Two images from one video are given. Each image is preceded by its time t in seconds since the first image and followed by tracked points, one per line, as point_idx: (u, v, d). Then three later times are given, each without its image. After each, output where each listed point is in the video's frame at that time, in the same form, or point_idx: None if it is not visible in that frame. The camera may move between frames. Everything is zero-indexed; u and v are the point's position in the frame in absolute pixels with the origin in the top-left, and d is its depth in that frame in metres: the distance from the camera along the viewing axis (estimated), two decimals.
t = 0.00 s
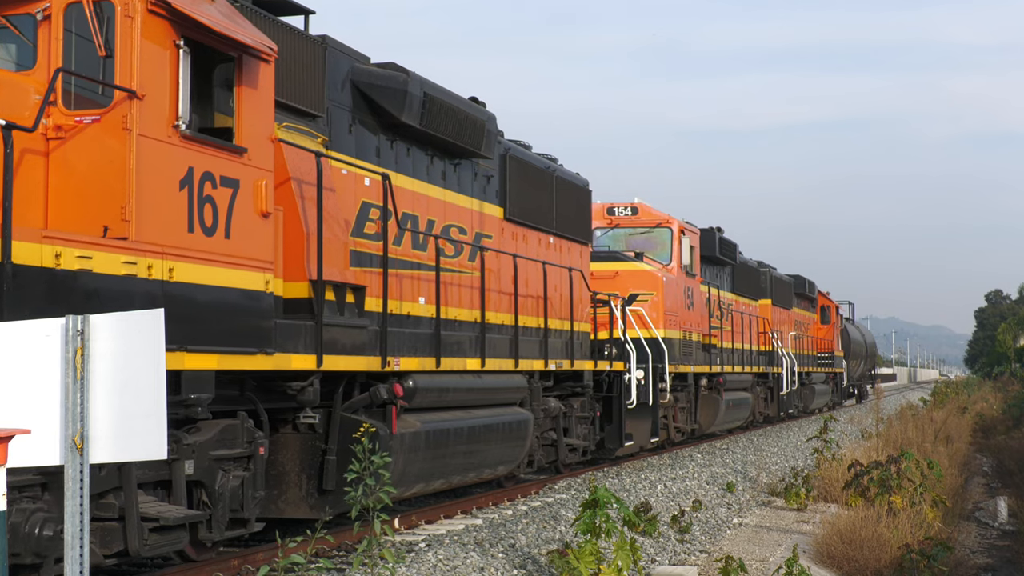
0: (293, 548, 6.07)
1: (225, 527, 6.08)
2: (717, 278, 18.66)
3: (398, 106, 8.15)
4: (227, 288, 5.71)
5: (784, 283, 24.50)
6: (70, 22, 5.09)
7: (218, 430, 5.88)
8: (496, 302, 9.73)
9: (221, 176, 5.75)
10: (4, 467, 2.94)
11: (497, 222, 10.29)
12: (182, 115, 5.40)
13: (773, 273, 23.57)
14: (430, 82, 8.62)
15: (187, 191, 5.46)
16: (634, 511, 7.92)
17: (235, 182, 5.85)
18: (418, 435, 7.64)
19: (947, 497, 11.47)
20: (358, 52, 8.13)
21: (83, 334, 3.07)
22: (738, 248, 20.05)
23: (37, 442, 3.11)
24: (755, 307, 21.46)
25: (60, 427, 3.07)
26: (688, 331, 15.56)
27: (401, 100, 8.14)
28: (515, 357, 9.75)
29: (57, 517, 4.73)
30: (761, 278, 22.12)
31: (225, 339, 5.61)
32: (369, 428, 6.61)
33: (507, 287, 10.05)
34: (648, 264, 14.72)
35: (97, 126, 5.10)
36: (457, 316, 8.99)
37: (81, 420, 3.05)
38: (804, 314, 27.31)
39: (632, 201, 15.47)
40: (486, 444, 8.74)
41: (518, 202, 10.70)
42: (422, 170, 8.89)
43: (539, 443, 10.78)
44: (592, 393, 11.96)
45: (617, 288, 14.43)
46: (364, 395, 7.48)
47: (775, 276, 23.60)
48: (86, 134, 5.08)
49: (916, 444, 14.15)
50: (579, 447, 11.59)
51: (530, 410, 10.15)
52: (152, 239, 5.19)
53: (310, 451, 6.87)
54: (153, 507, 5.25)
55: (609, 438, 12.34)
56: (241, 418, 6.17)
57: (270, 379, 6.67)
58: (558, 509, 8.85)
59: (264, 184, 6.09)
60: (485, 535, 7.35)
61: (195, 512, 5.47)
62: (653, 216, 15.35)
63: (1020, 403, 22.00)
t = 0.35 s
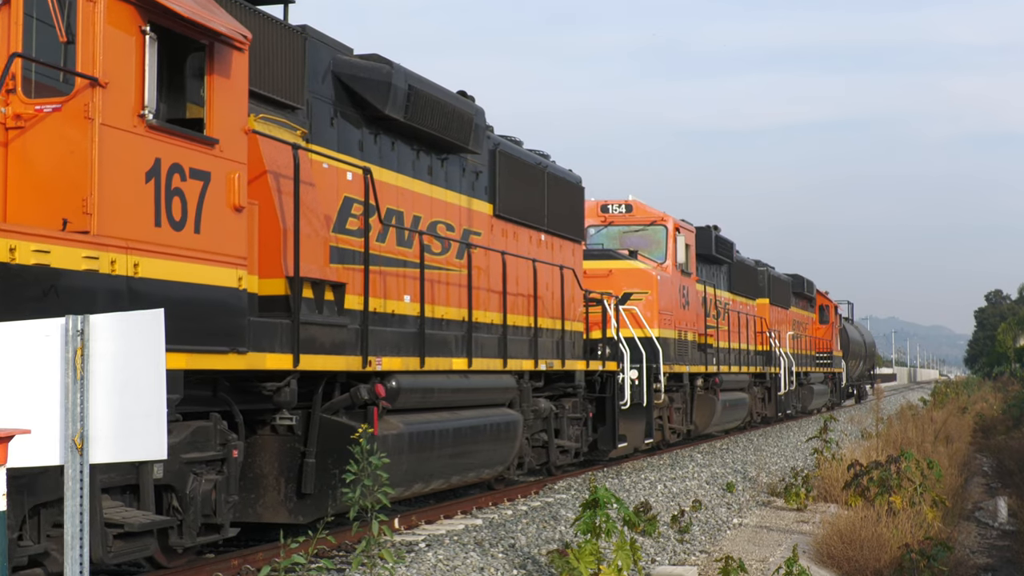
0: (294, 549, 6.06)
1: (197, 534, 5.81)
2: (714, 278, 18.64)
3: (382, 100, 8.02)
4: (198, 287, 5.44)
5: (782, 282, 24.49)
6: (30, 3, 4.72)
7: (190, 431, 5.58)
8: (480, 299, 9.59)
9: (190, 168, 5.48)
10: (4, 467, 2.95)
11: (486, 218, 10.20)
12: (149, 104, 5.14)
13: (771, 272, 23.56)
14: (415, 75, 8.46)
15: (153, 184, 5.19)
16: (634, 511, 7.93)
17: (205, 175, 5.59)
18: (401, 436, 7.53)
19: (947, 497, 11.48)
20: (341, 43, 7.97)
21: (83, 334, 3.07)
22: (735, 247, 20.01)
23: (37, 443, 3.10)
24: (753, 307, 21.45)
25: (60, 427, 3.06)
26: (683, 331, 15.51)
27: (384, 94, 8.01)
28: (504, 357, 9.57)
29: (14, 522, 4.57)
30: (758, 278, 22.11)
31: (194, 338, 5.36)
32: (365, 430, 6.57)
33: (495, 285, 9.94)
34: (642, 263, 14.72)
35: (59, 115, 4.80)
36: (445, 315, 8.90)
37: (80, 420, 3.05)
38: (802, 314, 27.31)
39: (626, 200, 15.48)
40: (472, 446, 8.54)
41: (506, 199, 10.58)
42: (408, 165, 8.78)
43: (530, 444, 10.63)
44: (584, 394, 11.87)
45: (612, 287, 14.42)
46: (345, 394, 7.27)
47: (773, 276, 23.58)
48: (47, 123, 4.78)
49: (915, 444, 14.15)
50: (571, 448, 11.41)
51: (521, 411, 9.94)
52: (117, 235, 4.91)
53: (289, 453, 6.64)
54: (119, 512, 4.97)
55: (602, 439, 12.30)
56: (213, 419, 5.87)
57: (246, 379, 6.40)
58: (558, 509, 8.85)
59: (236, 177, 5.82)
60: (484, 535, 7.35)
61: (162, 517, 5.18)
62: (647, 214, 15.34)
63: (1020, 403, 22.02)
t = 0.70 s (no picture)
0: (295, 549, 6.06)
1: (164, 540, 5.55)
2: (710, 276, 18.59)
3: (363, 91, 7.78)
4: (162, 284, 5.27)
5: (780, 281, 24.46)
6: None
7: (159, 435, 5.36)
8: (465, 296, 9.33)
9: (155, 159, 5.28)
10: (4, 466, 2.95)
11: (473, 215, 9.91)
12: (108, 92, 4.96)
13: (769, 271, 23.52)
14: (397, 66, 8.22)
15: (113, 175, 5.02)
16: (634, 511, 7.93)
17: (172, 166, 5.39)
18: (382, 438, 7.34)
19: (948, 497, 11.48)
20: (319, 33, 7.78)
21: (83, 334, 3.07)
22: (731, 245, 19.94)
23: (37, 443, 3.10)
24: (750, 307, 21.42)
25: (60, 427, 3.06)
26: (678, 330, 15.41)
27: (365, 85, 7.78)
28: (490, 355, 9.37)
29: None
30: (756, 277, 22.07)
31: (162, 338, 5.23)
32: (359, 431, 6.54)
33: (481, 283, 9.66)
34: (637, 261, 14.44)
35: (11, 102, 4.68)
36: (430, 315, 8.63)
37: (80, 420, 3.05)
38: (801, 313, 27.29)
39: (619, 196, 15.22)
40: (456, 448, 8.34)
41: (495, 195, 10.28)
42: (391, 159, 8.49)
43: (519, 446, 10.41)
44: (575, 394, 11.63)
45: (604, 286, 14.16)
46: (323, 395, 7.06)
47: (771, 275, 23.54)
48: None
49: (916, 444, 14.14)
50: (561, 450, 11.20)
51: (507, 412, 9.74)
52: (71, 227, 4.75)
53: (264, 457, 6.47)
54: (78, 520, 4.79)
55: (594, 440, 12.02)
56: (182, 421, 5.64)
57: (217, 379, 6.16)
58: (558, 509, 8.85)
59: (204, 169, 5.63)
60: (485, 535, 7.36)
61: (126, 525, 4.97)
62: (642, 211, 15.15)
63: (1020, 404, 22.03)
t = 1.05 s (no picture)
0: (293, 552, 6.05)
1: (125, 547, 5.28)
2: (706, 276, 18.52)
3: (340, 81, 7.47)
4: (119, 278, 5.12)
5: (778, 280, 24.42)
6: None
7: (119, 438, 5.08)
8: (448, 294, 9.00)
9: (111, 147, 5.08)
10: (4, 467, 2.94)
11: (459, 210, 9.60)
12: (60, 77, 4.77)
13: (766, 270, 23.49)
14: (377, 55, 7.90)
15: (66, 164, 4.83)
16: (634, 511, 7.93)
17: (129, 155, 5.19)
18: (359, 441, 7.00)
19: (948, 497, 11.47)
20: (296, 21, 7.45)
21: (82, 334, 3.05)
22: (728, 244, 19.87)
23: (37, 443, 3.10)
24: (748, 306, 21.38)
25: (61, 428, 3.06)
26: (672, 330, 15.19)
27: (343, 74, 7.46)
28: (476, 355, 9.03)
29: None
30: (753, 276, 22.03)
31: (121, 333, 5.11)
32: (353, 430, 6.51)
33: (467, 280, 9.34)
34: (630, 258, 14.16)
35: None
36: (413, 312, 8.36)
37: (81, 420, 3.04)
38: (799, 313, 27.25)
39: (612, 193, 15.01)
40: (439, 451, 8.02)
41: (482, 189, 10.00)
42: (371, 151, 8.20)
43: (506, 448, 10.05)
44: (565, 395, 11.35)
45: (596, 283, 14.01)
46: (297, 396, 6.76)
47: (769, 274, 23.50)
48: None
49: (916, 444, 14.14)
50: (550, 452, 10.86)
51: (493, 412, 9.41)
52: (20, 219, 4.58)
53: (235, 459, 6.27)
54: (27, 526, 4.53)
55: (585, 442, 11.77)
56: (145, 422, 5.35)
57: (183, 379, 5.90)
58: (558, 509, 8.85)
59: (163, 159, 5.44)
60: (485, 535, 7.35)
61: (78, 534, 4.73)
62: (634, 208, 14.86)
63: (1020, 404, 22.04)
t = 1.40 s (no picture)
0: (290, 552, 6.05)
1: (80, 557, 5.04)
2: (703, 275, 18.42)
3: (315, 69, 7.04)
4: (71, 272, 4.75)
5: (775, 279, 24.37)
6: None
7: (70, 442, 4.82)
8: (428, 291, 8.53)
9: (60, 135, 4.69)
10: (4, 467, 2.95)
11: (442, 206, 9.11)
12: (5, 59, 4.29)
13: (764, 268, 23.43)
14: (355, 42, 7.45)
15: (11, 151, 4.42)
16: (634, 511, 7.92)
17: (81, 142, 4.81)
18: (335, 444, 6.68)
19: (947, 497, 11.48)
20: (268, 6, 7.01)
21: (82, 334, 3.06)
22: (724, 242, 19.76)
23: (37, 443, 3.10)
24: (744, 305, 21.34)
25: (61, 428, 3.06)
26: (666, 329, 14.64)
27: (318, 62, 7.02)
28: (459, 354, 8.59)
29: None
30: (750, 275, 21.98)
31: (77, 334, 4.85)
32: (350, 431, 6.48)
33: (449, 277, 8.89)
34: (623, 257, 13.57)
35: None
36: (394, 311, 7.89)
37: (81, 420, 3.04)
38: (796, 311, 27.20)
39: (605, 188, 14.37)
40: (417, 456, 7.64)
41: (468, 183, 9.55)
42: (348, 143, 7.75)
43: (493, 451, 9.63)
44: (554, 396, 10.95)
45: (588, 282, 13.31)
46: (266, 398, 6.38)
47: (766, 273, 23.45)
48: None
49: (915, 444, 14.14)
50: (539, 454, 10.45)
51: (477, 413, 9.01)
52: None
53: (201, 464, 5.90)
54: None
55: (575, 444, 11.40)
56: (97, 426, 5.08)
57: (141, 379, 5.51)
58: (558, 509, 8.85)
59: (118, 147, 5.05)
60: (485, 535, 7.36)
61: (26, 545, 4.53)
62: (628, 204, 14.26)
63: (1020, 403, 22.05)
